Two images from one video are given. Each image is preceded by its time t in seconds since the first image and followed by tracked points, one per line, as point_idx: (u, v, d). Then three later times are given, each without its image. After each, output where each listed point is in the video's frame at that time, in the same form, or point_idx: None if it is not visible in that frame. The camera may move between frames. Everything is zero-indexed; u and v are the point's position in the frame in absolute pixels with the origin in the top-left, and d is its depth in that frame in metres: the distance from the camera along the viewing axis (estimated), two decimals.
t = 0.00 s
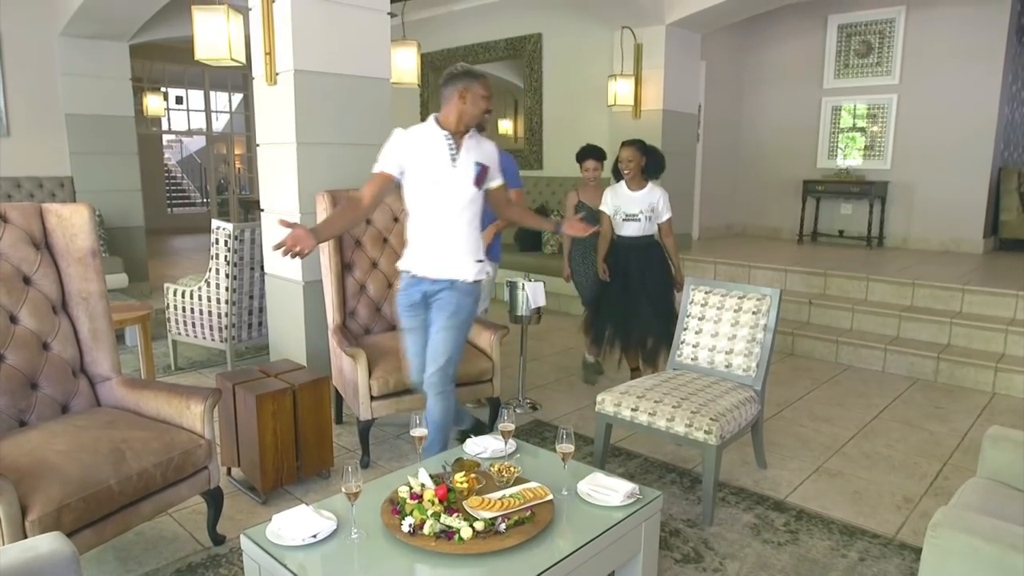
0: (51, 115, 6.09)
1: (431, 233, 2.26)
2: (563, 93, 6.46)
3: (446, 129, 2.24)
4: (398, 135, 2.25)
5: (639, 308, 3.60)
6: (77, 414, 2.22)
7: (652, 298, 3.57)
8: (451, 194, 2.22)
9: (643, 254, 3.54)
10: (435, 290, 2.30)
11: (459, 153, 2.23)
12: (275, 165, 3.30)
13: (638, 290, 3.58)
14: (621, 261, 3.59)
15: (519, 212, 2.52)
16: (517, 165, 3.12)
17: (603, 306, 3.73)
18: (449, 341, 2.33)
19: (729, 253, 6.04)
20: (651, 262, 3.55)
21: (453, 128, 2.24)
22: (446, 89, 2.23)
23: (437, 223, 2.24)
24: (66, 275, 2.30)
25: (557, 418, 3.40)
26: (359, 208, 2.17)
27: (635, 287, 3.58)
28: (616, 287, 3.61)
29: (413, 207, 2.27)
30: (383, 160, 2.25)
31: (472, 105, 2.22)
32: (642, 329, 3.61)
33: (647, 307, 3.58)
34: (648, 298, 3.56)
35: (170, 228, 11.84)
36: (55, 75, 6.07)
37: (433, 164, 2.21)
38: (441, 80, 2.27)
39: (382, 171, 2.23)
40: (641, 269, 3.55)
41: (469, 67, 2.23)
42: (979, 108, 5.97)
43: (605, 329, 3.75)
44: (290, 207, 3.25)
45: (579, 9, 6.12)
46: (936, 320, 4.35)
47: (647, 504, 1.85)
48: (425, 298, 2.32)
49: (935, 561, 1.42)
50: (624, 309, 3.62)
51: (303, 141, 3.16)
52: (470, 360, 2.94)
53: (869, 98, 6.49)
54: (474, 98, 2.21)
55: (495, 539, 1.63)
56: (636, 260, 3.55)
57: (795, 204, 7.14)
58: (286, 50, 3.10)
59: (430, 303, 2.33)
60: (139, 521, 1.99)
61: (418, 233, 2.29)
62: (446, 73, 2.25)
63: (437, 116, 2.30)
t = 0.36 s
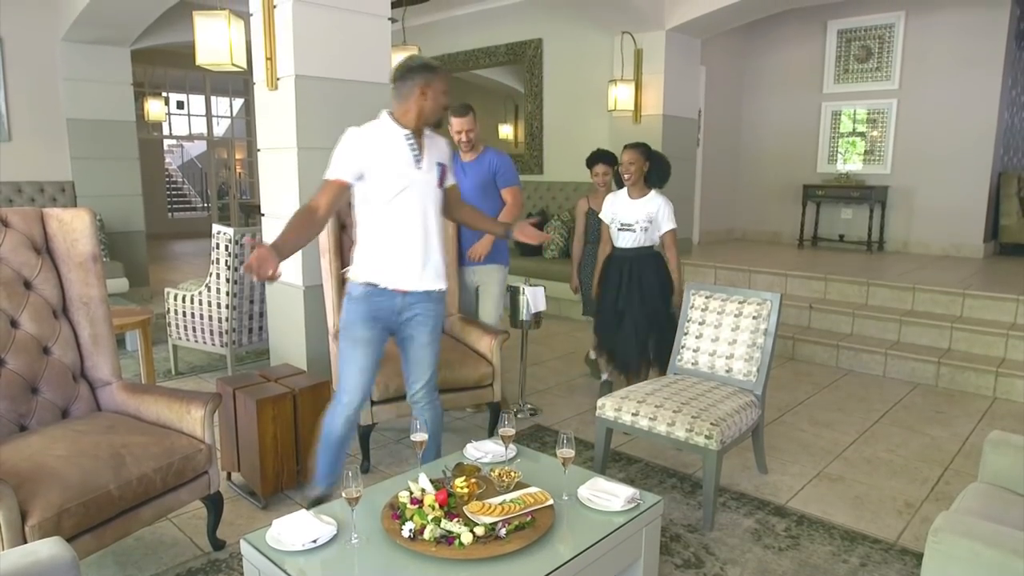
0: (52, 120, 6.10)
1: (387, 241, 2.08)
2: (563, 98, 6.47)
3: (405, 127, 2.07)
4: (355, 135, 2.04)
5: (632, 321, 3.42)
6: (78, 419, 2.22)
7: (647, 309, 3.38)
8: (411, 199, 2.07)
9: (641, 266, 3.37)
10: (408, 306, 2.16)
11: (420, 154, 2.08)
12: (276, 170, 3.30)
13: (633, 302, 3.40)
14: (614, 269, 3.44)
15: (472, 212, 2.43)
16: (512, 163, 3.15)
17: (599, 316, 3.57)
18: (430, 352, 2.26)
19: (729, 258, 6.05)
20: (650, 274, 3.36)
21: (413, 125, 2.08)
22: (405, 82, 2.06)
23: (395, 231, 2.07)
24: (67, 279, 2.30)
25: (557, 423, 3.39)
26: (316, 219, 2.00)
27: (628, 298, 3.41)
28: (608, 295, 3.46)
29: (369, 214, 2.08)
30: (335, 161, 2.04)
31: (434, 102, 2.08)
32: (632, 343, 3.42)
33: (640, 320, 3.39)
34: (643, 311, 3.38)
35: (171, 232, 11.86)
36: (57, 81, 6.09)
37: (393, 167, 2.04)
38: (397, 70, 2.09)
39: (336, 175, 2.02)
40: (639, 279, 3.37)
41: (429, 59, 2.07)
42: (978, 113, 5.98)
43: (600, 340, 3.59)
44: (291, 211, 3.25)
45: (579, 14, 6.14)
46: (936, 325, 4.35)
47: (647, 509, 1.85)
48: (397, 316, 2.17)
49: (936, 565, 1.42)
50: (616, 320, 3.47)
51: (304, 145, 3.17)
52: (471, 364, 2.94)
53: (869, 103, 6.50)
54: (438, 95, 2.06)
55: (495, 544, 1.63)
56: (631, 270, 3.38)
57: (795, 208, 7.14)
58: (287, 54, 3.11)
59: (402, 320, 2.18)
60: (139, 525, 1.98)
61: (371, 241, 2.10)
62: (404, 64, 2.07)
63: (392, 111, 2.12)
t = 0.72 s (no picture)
0: (54, 124, 6.11)
1: (330, 256, 2.06)
2: (565, 102, 6.48)
3: (343, 135, 2.07)
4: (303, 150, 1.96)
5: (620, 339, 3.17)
6: (79, 423, 2.22)
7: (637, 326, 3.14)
8: (352, 210, 2.09)
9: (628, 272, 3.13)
10: (350, 319, 2.16)
11: (359, 163, 2.10)
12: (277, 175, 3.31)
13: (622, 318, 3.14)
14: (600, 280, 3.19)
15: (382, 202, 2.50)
16: (531, 175, 3.13)
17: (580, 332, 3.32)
18: (378, 361, 2.27)
19: (730, 262, 6.05)
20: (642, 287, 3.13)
21: (349, 132, 2.08)
22: (350, 89, 2.03)
23: (337, 244, 2.07)
24: (69, 283, 2.31)
25: (558, 428, 3.39)
26: (269, 247, 1.94)
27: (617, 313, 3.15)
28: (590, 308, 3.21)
29: (315, 231, 2.04)
30: (281, 180, 1.94)
31: (377, 111, 2.09)
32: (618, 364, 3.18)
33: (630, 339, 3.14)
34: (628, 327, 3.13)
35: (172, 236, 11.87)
36: (59, 86, 6.10)
37: (339, 180, 2.03)
38: (337, 76, 2.03)
39: (285, 197, 1.93)
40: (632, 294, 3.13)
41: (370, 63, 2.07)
42: (979, 118, 5.99)
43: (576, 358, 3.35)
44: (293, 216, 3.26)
45: (580, 19, 6.15)
46: (937, 329, 4.35)
47: (649, 514, 1.85)
48: (340, 331, 2.16)
49: (939, 570, 1.41)
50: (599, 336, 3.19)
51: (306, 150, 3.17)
52: (471, 369, 2.94)
53: (870, 107, 6.51)
54: (382, 104, 2.10)
55: (495, 549, 1.62)
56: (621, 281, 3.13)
57: (796, 213, 7.15)
58: (289, 59, 3.12)
59: (345, 335, 2.17)
60: (139, 530, 1.98)
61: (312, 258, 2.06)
62: (345, 68, 2.02)
63: (326, 117, 2.07)
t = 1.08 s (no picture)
0: (60, 125, 6.13)
1: (304, 246, 2.20)
2: (569, 103, 6.48)
3: (303, 129, 2.16)
4: (278, 150, 2.03)
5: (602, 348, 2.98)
6: (84, 423, 2.23)
7: (620, 337, 2.95)
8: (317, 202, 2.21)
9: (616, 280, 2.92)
10: (320, 320, 2.37)
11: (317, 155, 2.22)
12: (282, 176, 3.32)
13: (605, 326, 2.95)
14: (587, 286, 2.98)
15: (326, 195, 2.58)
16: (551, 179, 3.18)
17: (561, 336, 3.14)
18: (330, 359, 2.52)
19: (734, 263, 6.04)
20: (629, 298, 2.91)
21: (304, 126, 2.16)
22: (305, 83, 2.11)
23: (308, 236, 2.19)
24: (75, 284, 2.32)
25: (562, 430, 3.39)
26: (262, 249, 2.00)
27: (600, 322, 2.96)
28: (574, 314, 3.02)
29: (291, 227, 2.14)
30: (263, 182, 1.99)
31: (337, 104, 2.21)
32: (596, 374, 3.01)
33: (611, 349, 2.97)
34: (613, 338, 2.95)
35: (177, 237, 11.90)
36: (65, 87, 6.13)
37: (308, 175, 2.14)
38: (294, 72, 2.10)
39: (270, 199, 1.99)
40: (618, 304, 2.92)
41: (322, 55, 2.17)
42: (985, 119, 5.96)
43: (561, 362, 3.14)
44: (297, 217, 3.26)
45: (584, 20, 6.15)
46: (943, 331, 4.33)
47: (653, 515, 1.84)
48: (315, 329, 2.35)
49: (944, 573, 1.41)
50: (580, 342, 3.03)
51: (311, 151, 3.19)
52: (476, 370, 2.93)
53: (874, 108, 6.49)
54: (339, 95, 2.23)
55: (499, 550, 1.62)
56: (609, 290, 2.91)
57: (800, 214, 7.14)
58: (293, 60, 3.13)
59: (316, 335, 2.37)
60: (145, 530, 1.98)
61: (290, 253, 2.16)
62: (303, 64, 2.10)
63: (283, 112, 2.13)
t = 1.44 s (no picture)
0: (71, 126, 6.18)
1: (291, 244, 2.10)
2: (577, 103, 6.47)
3: (283, 125, 2.08)
4: (268, 140, 1.96)
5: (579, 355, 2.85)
6: (95, 422, 2.24)
7: (594, 347, 2.82)
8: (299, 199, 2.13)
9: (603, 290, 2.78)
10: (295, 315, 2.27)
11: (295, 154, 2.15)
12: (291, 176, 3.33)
13: (582, 333, 2.82)
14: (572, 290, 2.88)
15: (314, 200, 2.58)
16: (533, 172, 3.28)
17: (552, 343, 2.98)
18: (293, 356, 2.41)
19: (743, 264, 6.02)
20: (611, 309, 2.76)
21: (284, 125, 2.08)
22: (276, 81, 2.03)
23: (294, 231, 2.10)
24: (85, 284, 2.33)
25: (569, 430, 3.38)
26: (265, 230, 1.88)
27: (576, 328, 2.84)
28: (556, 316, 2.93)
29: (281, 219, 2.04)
30: (257, 168, 1.91)
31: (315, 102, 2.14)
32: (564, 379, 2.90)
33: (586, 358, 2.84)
34: (587, 344, 2.82)
35: (187, 237, 11.97)
36: (76, 88, 6.17)
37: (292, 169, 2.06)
38: (269, 70, 2.03)
39: (267, 182, 1.91)
40: (599, 313, 2.78)
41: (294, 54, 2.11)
42: (996, 119, 5.92)
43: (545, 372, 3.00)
44: (306, 217, 3.27)
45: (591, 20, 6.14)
46: (953, 332, 4.31)
47: (661, 516, 1.84)
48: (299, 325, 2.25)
49: None
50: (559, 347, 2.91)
51: (320, 151, 3.19)
52: (484, 370, 2.94)
53: (884, 108, 6.45)
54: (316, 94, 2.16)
55: (507, 550, 1.62)
56: (590, 296, 2.79)
57: (809, 214, 7.11)
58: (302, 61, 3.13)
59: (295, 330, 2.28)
60: (154, 528, 2.00)
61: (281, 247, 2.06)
62: (278, 61, 2.03)
63: (261, 109, 2.04)
